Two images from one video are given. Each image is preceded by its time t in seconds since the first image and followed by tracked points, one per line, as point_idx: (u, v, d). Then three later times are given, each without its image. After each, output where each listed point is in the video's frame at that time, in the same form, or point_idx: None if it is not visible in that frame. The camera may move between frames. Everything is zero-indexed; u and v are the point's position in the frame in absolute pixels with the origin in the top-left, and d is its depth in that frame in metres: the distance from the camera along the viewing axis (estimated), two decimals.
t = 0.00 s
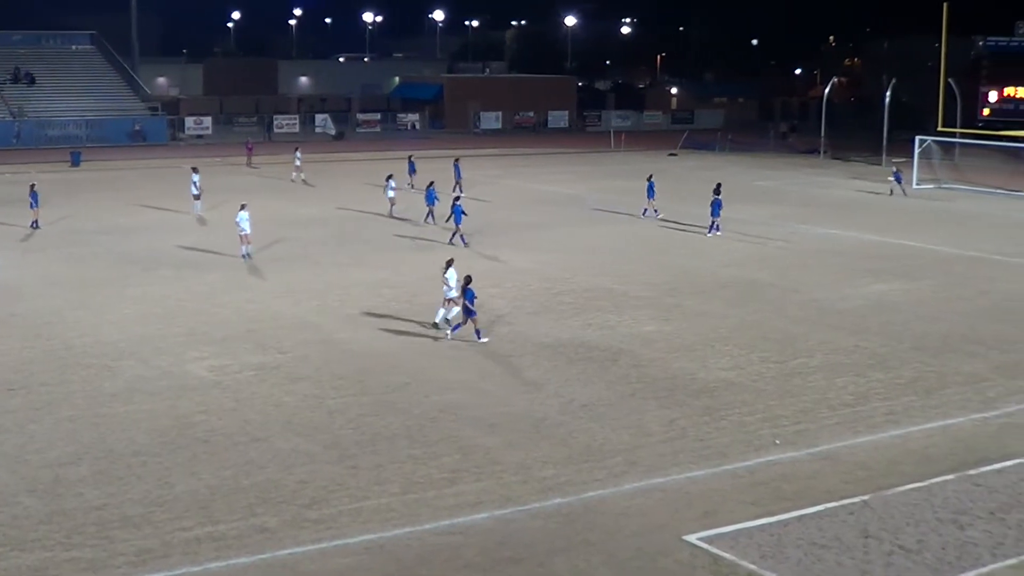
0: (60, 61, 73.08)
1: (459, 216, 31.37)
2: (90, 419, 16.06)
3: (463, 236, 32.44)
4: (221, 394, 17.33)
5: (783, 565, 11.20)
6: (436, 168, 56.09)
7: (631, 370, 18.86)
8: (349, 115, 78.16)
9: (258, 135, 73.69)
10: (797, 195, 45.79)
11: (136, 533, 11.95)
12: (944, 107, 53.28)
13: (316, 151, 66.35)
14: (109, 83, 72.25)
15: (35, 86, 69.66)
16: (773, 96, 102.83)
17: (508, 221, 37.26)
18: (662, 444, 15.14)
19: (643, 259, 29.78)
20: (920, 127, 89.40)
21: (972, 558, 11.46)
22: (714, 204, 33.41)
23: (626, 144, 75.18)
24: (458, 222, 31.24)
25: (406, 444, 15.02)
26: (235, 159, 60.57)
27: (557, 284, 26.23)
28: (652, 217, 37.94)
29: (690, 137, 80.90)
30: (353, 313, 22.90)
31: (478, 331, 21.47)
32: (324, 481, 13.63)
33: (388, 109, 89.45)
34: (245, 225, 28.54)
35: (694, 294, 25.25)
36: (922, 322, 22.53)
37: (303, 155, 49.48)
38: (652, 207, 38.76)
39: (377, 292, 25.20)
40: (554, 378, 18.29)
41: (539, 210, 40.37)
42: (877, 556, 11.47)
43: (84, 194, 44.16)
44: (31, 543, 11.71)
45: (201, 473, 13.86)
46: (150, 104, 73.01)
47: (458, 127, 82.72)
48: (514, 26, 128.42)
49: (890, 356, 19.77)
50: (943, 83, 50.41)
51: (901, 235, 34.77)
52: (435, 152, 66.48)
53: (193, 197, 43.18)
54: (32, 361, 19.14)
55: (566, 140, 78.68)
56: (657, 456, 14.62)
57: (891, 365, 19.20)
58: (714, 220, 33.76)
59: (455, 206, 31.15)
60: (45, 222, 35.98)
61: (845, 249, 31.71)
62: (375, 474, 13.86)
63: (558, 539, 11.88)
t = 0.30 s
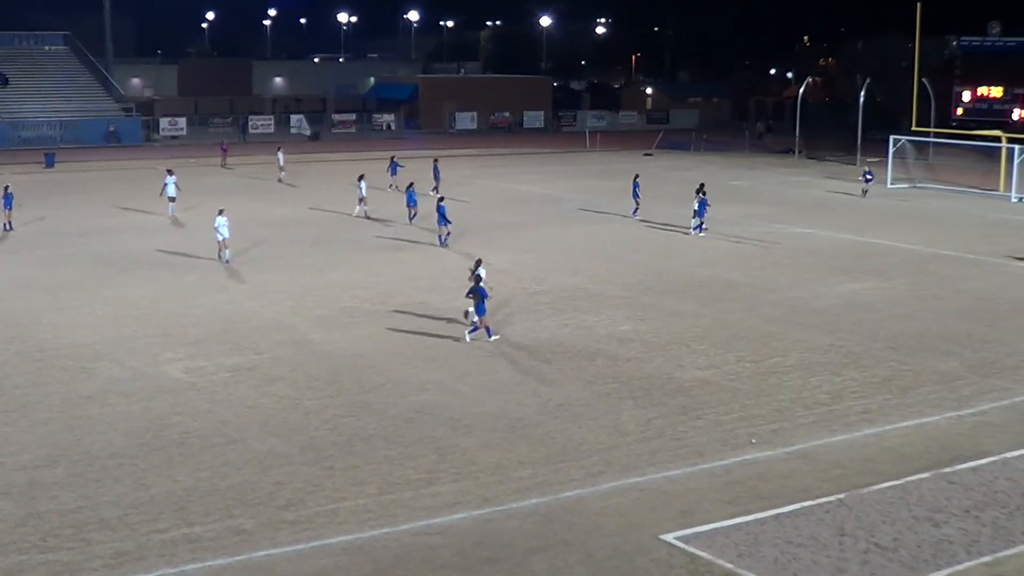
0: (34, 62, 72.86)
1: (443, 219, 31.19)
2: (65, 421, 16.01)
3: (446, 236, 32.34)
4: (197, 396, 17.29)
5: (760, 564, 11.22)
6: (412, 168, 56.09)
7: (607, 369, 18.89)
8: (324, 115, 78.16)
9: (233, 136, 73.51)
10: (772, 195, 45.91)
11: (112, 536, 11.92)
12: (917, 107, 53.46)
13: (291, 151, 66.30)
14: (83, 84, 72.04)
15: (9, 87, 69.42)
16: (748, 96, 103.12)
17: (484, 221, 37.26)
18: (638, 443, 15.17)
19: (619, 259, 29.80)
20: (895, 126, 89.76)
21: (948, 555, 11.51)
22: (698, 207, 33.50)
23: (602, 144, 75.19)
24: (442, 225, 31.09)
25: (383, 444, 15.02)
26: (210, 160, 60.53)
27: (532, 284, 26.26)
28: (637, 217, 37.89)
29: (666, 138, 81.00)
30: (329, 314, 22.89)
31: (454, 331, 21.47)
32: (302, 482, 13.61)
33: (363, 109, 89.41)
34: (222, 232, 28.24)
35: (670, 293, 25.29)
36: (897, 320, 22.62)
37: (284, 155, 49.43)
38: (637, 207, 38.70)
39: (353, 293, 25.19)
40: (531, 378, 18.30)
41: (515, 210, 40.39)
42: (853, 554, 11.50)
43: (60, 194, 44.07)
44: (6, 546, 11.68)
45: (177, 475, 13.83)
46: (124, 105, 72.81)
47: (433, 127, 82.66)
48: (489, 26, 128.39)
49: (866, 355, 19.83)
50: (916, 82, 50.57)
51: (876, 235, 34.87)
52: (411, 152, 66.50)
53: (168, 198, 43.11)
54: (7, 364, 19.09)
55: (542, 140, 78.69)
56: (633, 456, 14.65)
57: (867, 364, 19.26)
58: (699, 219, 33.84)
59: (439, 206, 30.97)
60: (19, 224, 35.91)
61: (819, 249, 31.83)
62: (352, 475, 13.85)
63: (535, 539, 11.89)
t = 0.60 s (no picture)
0: (30, 61, 72.74)
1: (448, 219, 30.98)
2: (61, 421, 15.99)
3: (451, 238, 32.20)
4: (194, 395, 17.27)
5: (757, 564, 11.23)
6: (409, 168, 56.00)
7: (605, 369, 18.88)
8: (321, 116, 78.05)
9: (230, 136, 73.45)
10: (769, 195, 45.84)
11: (109, 536, 11.90)
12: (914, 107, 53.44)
13: (288, 151, 66.20)
14: (79, 84, 71.92)
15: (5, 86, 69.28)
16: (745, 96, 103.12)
17: (482, 221, 37.19)
18: (635, 443, 15.16)
19: (616, 259, 29.77)
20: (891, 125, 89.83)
21: (945, 556, 11.51)
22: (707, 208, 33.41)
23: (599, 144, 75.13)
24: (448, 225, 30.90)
25: (379, 444, 15.02)
26: (206, 160, 60.44)
27: (529, 284, 26.23)
28: (644, 218, 37.76)
29: (663, 138, 80.95)
30: (326, 314, 22.86)
31: (451, 332, 21.44)
32: (298, 482, 13.59)
33: (360, 109, 89.23)
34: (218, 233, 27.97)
35: (667, 293, 25.27)
36: (894, 320, 22.62)
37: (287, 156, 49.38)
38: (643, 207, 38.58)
39: (349, 292, 25.17)
40: (529, 378, 18.29)
41: (513, 211, 40.32)
42: (851, 554, 11.50)
43: (56, 194, 43.99)
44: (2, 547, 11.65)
45: (174, 475, 13.81)
46: (120, 104, 72.67)
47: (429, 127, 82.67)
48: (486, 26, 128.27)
49: (863, 355, 19.83)
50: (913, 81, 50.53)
51: (874, 235, 34.82)
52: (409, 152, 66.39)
53: (165, 198, 43.03)
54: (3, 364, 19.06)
55: (538, 140, 78.60)
56: (630, 456, 14.64)
57: (864, 364, 19.26)
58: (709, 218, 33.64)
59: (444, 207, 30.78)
60: (15, 224, 35.83)
61: (817, 249, 31.82)
62: (349, 475, 13.84)
63: (532, 539, 11.89)
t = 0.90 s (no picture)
0: (30, 62, 72.76)
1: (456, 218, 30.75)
2: (61, 421, 15.99)
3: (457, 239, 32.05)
4: (193, 395, 17.27)
5: (757, 564, 11.23)
6: (408, 168, 56.00)
7: (605, 369, 18.88)
8: (320, 116, 78.03)
9: (230, 135, 73.49)
10: (769, 195, 45.81)
11: (108, 536, 11.89)
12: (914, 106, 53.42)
13: (288, 151, 66.25)
14: (80, 84, 71.93)
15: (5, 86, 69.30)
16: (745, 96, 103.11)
17: (482, 221, 37.18)
18: (635, 443, 15.17)
19: (617, 259, 29.75)
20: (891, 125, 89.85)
21: (946, 555, 11.51)
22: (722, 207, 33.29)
23: (599, 144, 75.08)
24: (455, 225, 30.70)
25: (379, 444, 15.02)
26: (206, 160, 60.44)
27: (528, 284, 26.23)
28: (649, 218, 37.73)
29: (663, 138, 80.93)
30: (326, 314, 22.85)
31: (450, 332, 21.45)
32: (298, 482, 13.58)
33: (360, 109, 89.19)
34: (215, 235, 27.70)
35: (667, 293, 25.27)
36: (893, 320, 22.63)
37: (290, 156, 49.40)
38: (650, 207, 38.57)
39: (349, 292, 25.16)
40: (529, 378, 18.29)
41: (515, 210, 40.30)
42: (851, 554, 11.50)
43: (56, 194, 43.99)
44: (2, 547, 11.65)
45: (174, 475, 13.81)
46: (121, 105, 72.71)
47: (429, 127, 82.76)
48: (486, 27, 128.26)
49: (863, 355, 19.85)
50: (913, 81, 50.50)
51: (874, 235, 34.79)
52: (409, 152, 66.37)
53: (166, 199, 43.03)
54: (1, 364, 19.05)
55: (538, 140, 78.55)
56: (630, 456, 14.64)
57: (864, 364, 19.27)
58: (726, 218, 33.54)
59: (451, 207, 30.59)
60: (16, 224, 35.84)
61: (816, 249, 31.81)
62: (349, 475, 13.84)
63: (531, 539, 11.88)
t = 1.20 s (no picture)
0: (30, 62, 72.76)
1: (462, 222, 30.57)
2: (62, 421, 16.00)
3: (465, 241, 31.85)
4: (195, 395, 17.27)
5: (757, 564, 11.24)
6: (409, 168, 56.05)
7: (605, 369, 18.88)
8: (320, 116, 78.10)
9: (230, 136, 73.48)
10: (768, 194, 45.79)
11: (108, 536, 11.90)
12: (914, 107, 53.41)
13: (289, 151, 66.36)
14: (80, 84, 71.93)
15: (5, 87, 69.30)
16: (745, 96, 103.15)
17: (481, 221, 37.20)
18: (635, 443, 15.18)
19: (617, 260, 29.75)
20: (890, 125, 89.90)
21: (946, 555, 11.52)
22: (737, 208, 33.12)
23: (599, 145, 75.00)
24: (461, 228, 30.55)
25: (379, 444, 15.02)
26: (206, 160, 60.52)
27: (528, 284, 26.23)
28: (654, 218, 37.74)
29: (662, 138, 80.93)
30: (326, 314, 22.87)
31: (451, 332, 21.46)
32: (298, 483, 13.58)
33: (360, 109, 89.28)
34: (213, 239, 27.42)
35: (667, 293, 25.28)
36: (893, 320, 22.64)
37: (292, 156, 49.43)
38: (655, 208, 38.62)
39: (350, 292, 25.18)
40: (530, 378, 18.29)
41: (515, 211, 40.30)
42: (851, 553, 11.50)
43: (57, 195, 44.04)
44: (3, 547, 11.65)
45: (174, 476, 13.81)
46: (120, 105, 72.76)
47: (429, 127, 82.78)
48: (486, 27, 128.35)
49: (863, 355, 19.85)
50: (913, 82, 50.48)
51: (875, 235, 34.77)
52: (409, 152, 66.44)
53: (167, 198, 43.09)
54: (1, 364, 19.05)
55: (538, 140, 78.52)
56: (630, 456, 14.64)
57: (863, 364, 19.28)
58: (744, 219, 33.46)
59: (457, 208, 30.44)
60: (17, 224, 35.91)
61: (817, 249, 31.80)
62: (349, 475, 13.84)
63: (532, 540, 11.88)
